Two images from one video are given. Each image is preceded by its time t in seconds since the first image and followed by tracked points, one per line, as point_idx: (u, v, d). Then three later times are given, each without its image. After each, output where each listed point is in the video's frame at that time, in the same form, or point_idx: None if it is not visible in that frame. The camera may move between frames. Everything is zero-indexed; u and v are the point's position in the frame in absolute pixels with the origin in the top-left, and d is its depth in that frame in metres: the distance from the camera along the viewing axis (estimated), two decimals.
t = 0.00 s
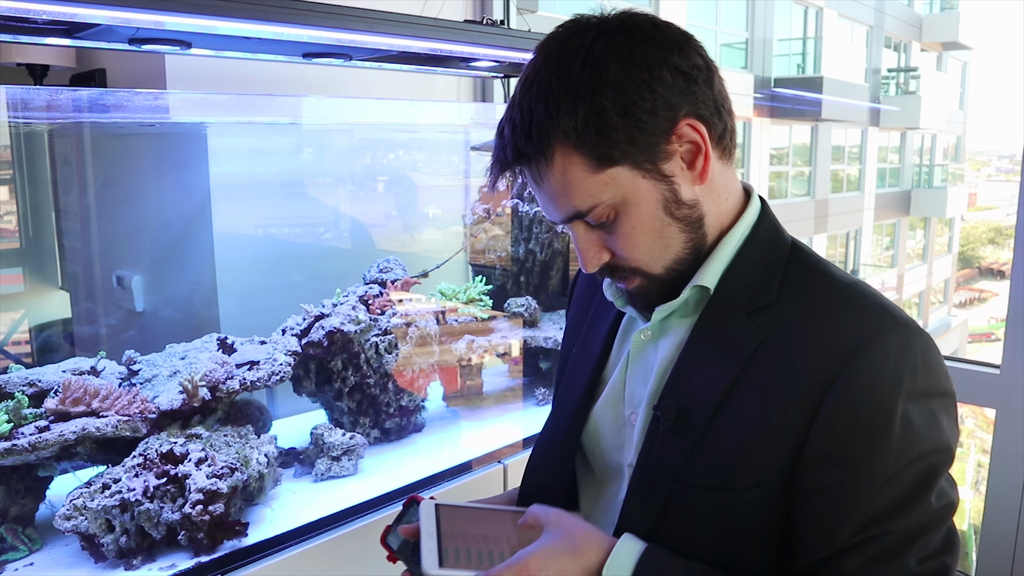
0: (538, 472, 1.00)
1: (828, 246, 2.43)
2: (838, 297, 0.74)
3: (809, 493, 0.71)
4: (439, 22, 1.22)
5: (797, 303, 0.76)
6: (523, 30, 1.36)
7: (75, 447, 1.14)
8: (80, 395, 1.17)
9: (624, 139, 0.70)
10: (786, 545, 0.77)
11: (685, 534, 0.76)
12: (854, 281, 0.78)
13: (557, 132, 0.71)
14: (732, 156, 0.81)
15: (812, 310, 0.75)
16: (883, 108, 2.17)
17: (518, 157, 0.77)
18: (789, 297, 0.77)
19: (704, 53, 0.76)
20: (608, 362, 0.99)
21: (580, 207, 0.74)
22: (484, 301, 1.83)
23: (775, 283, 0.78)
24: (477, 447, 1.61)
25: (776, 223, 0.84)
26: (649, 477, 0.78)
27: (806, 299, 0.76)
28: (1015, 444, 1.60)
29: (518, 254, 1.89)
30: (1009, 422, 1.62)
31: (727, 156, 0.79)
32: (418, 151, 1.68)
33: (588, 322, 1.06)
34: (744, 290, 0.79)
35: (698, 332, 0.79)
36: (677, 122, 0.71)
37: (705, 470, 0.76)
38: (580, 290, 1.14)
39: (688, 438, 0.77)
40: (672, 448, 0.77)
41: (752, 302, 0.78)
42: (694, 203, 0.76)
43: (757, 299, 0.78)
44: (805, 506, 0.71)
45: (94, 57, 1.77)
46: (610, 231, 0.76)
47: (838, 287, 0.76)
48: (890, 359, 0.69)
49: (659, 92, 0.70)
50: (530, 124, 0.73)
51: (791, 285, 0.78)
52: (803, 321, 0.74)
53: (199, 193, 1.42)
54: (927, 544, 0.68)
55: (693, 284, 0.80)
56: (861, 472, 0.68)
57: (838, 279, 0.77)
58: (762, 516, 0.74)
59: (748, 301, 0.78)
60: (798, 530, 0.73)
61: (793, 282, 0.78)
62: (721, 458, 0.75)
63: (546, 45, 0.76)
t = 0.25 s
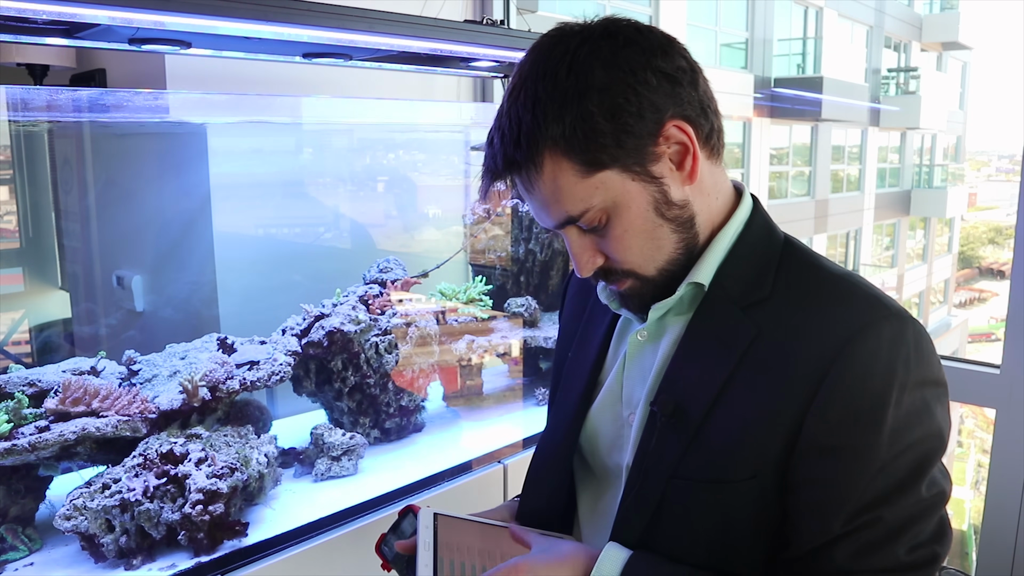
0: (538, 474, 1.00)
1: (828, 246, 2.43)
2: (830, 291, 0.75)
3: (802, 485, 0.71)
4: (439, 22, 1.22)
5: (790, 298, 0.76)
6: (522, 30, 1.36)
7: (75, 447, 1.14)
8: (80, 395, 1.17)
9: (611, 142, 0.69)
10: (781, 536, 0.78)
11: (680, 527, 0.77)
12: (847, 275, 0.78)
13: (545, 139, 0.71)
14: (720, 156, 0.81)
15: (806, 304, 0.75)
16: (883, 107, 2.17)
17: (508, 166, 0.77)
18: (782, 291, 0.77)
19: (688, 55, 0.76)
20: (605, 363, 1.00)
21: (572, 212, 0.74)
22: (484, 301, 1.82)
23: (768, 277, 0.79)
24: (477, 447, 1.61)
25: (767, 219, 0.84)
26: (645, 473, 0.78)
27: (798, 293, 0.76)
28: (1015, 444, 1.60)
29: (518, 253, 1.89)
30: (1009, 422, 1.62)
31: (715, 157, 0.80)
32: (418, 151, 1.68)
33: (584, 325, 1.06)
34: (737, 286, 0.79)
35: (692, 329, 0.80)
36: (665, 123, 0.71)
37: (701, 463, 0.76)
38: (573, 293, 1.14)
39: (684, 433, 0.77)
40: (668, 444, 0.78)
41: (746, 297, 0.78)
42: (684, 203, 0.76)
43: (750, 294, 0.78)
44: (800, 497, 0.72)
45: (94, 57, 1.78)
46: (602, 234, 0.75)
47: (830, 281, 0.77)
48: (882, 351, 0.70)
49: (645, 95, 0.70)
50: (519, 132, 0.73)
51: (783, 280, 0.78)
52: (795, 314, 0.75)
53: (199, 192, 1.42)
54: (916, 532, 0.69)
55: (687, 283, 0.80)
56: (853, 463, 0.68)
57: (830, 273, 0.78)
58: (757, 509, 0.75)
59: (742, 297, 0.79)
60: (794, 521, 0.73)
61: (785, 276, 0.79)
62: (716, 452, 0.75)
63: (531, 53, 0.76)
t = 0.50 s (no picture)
0: (537, 477, 1.00)
1: (828, 246, 2.45)
2: (824, 288, 0.75)
3: (809, 484, 0.71)
4: (439, 22, 1.22)
5: (785, 296, 0.76)
6: (523, 30, 1.36)
7: (75, 447, 1.14)
8: (80, 395, 1.17)
9: (603, 143, 0.70)
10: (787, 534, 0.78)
11: (685, 530, 0.76)
12: (839, 272, 0.79)
13: (537, 141, 0.71)
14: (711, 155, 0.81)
15: (800, 302, 0.75)
16: (883, 107, 2.17)
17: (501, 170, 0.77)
18: (776, 290, 0.78)
19: (676, 55, 0.76)
20: (601, 365, 0.99)
21: (566, 213, 0.74)
22: (484, 301, 1.82)
23: (762, 276, 0.79)
24: (477, 447, 1.61)
25: (758, 218, 0.84)
26: (645, 475, 0.78)
27: (792, 291, 0.76)
28: (1015, 444, 1.60)
29: (518, 254, 1.88)
30: (1009, 422, 1.62)
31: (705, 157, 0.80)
32: (419, 152, 1.68)
33: (579, 327, 1.06)
34: (731, 285, 0.79)
35: (687, 329, 0.80)
36: (655, 123, 0.71)
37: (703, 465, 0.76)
38: (569, 296, 1.14)
39: (683, 434, 0.77)
40: (668, 445, 0.77)
41: (740, 296, 0.78)
42: (676, 202, 0.76)
43: (745, 293, 0.78)
44: (805, 495, 0.72)
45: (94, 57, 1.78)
46: (596, 235, 0.75)
47: (824, 279, 0.77)
48: (879, 346, 0.70)
49: (635, 95, 0.70)
50: (511, 136, 0.73)
51: (777, 278, 0.79)
52: (791, 313, 0.75)
53: (199, 192, 1.41)
54: (928, 527, 0.69)
55: (680, 283, 0.80)
56: (859, 460, 0.68)
57: (822, 271, 0.78)
58: (761, 508, 0.75)
59: (736, 296, 0.79)
60: (801, 520, 0.73)
61: (779, 275, 0.79)
62: (717, 452, 0.75)
63: (522, 58, 0.76)
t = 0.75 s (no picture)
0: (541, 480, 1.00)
1: (828, 246, 2.46)
2: (821, 286, 0.75)
3: (818, 481, 0.71)
4: (439, 22, 1.22)
5: (782, 295, 0.76)
6: (522, 30, 1.36)
7: (75, 447, 1.14)
8: (80, 395, 1.17)
9: (599, 145, 0.69)
10: (799, 528, 0.78)
11: (695, 532, 0.76)
12: (834, 268, 0.79)
13: (532, 144, 0.71)
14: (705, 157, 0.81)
15: (797, 301, 0.75)
16: (883, 107, 2.17)
17: (496, 174, 0.77)
18: (773, 289, 0.77)
19: (669, 56, 0.76)
20: (600, 365, 0.99)
21: (562, 215, 0.74)
22: (484, 301, 1.82)
23: (757, 276, 0.79)
24: (477, 447, 1.61)
25: (753, 218, 0.84)
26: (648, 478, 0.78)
27: (788, 291, 0.76)
28: (1015, 444, 1.60)
29: (518, 254, 1.88)
30: (1009, 422, 1.62)
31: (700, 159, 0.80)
32: (418, 152, 1.68)
33: (578, 328, 1.05)
34: (727, 286, 0.79)
35: (685, 330, 0.79)
36: (649, 123, 0.71)
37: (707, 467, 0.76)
38: (567, 298, 1.14)
39: (685, 436, 0.76)
40: (670, 448, 0.77)
41: (737, 296, 0.78)
42: (672, 202, 0.76)
43: (742, 293, 0.78)
44: (816, 491, 0.72)
45: (94, 57, 1.78)
46: (593, 237, 0.75)
47: (819, 276, 0.77)
48: (878, 343, 0.70)
49: (629, 96, 0.70)
50: (506, 139, 0.73)
51: (772, 278, 0.79)
52: (788, 312, 0.75)
53: (198, 193, 1.42)
54: (945, 515, 0.69)
55: (677, 284, 0.80)
56: (866, 456, 0.68)
57: (818, 268, 0.78)
58: (770, 506, 0.75)
59: (733, 296, 0.78)
60: (813, 515, 0.74)
61: (774, 274, 0.79)
62: (722, 453, 0.75)
63: (516, 61, 0.76)
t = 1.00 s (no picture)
0: (542, 480, 1.00)
1: (828, 246, 2.46)
2: (823, 288, 0.75)
3: (818, 482, 0.71)
4: (439, 22, 1.22)
5: (784, 297, 0.76)
6: (522, 30, 1.36)
7: (75, 447, 1.14)
8: (80, 395, 1.17)
9: (600, 146, 0.69)
10: (798, 529, 0.78)
11: (695, 532, 0.77)
12: (836, 269, 0.79)
13: (534, 145, 0.71)
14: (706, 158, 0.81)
15: (798, 302, 0.75)
16: (883, 107, 2.17)
17: (497, 175, 0.77)
18: (774, 290, 0.77)
19: (671, 57, 0.76)
20: (602, 365, 0.99)
21: (564, 216, 0.74)
22: (484, 301, 1.82)
23: (759, 277, 0.79)
24: (477, 447, 1.61)
25: (755, 219, 0.84)
26: (649, 479, 0.78)
27: (791, 292, 0.76)
28: (1015, 444, 1.60)
29: (518, 253, 1.88)
30: (1009, 422, 1.62)
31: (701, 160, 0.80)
32: (419, 152, 1.68)
33: (579, 328, 1.05)
34: (729, 287, 0.79)
35: (686, 331, 0.79)
36: (651, 125, 0.71)
37: (708, 468, 0.76)
38: (568, 298, 1.14)
39: (686, 437, 0.76)
40: (671, 448, 0.77)
41: (739, 297, 0.78)
42: (673, 203, 0.76)
43: (744, 294, 0.78)
44: (816, 492, 0.72)
45: (94, 57, 1.78)
46: (594, 237, 0.75)
47: (821, 278, 0.77)
48: (879, 345, 0.70)
49: (630, 97, 0.70)
50: (508, 140, 0.73)
51: (774, 279, 0.79)
52: (790, 314, 0.75)
53: (199, 193, 1.42)
54: (944, 518, 0.69)
55: (679, 284, 0.80)
56: (866, 458, 0.68)
57: (820, 270, 0.78)
58: (770, 507, 0.75)
59: (735, 297, 0.78)
60: (813, 516, 0.74)
61: (776, 275, 0.79)
62: (723, 454, 0.75)
63: (517, 61, 0.76)
